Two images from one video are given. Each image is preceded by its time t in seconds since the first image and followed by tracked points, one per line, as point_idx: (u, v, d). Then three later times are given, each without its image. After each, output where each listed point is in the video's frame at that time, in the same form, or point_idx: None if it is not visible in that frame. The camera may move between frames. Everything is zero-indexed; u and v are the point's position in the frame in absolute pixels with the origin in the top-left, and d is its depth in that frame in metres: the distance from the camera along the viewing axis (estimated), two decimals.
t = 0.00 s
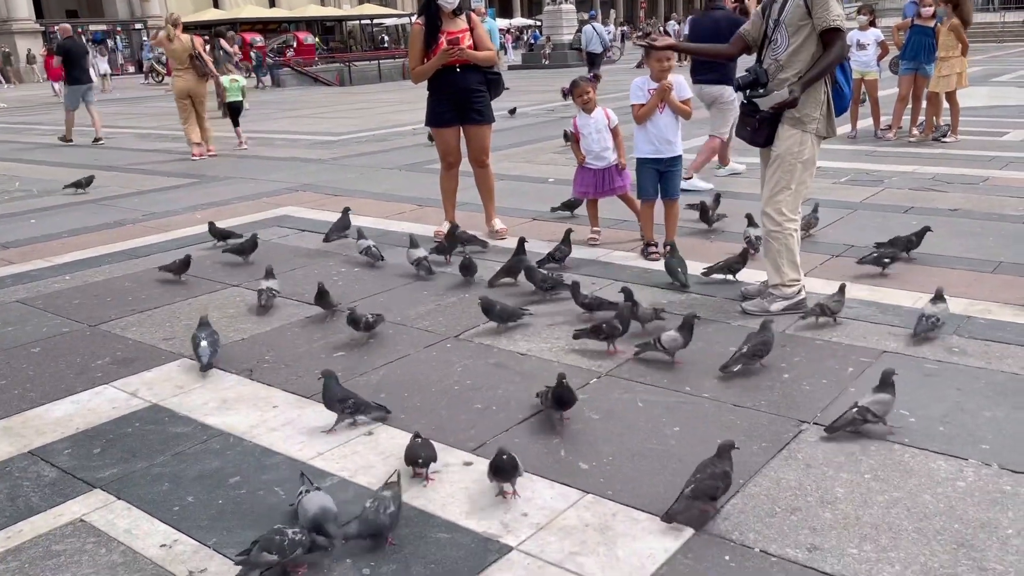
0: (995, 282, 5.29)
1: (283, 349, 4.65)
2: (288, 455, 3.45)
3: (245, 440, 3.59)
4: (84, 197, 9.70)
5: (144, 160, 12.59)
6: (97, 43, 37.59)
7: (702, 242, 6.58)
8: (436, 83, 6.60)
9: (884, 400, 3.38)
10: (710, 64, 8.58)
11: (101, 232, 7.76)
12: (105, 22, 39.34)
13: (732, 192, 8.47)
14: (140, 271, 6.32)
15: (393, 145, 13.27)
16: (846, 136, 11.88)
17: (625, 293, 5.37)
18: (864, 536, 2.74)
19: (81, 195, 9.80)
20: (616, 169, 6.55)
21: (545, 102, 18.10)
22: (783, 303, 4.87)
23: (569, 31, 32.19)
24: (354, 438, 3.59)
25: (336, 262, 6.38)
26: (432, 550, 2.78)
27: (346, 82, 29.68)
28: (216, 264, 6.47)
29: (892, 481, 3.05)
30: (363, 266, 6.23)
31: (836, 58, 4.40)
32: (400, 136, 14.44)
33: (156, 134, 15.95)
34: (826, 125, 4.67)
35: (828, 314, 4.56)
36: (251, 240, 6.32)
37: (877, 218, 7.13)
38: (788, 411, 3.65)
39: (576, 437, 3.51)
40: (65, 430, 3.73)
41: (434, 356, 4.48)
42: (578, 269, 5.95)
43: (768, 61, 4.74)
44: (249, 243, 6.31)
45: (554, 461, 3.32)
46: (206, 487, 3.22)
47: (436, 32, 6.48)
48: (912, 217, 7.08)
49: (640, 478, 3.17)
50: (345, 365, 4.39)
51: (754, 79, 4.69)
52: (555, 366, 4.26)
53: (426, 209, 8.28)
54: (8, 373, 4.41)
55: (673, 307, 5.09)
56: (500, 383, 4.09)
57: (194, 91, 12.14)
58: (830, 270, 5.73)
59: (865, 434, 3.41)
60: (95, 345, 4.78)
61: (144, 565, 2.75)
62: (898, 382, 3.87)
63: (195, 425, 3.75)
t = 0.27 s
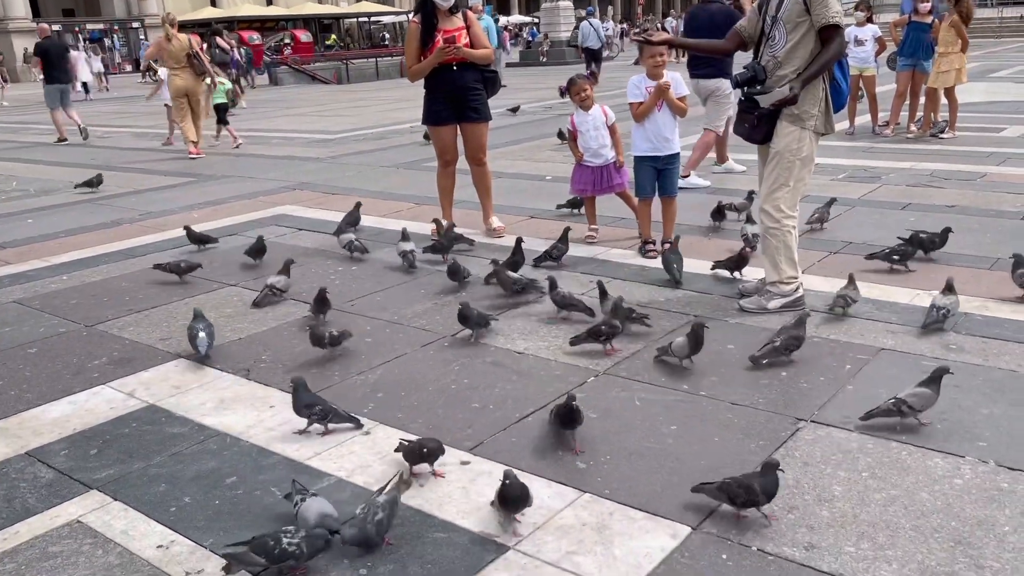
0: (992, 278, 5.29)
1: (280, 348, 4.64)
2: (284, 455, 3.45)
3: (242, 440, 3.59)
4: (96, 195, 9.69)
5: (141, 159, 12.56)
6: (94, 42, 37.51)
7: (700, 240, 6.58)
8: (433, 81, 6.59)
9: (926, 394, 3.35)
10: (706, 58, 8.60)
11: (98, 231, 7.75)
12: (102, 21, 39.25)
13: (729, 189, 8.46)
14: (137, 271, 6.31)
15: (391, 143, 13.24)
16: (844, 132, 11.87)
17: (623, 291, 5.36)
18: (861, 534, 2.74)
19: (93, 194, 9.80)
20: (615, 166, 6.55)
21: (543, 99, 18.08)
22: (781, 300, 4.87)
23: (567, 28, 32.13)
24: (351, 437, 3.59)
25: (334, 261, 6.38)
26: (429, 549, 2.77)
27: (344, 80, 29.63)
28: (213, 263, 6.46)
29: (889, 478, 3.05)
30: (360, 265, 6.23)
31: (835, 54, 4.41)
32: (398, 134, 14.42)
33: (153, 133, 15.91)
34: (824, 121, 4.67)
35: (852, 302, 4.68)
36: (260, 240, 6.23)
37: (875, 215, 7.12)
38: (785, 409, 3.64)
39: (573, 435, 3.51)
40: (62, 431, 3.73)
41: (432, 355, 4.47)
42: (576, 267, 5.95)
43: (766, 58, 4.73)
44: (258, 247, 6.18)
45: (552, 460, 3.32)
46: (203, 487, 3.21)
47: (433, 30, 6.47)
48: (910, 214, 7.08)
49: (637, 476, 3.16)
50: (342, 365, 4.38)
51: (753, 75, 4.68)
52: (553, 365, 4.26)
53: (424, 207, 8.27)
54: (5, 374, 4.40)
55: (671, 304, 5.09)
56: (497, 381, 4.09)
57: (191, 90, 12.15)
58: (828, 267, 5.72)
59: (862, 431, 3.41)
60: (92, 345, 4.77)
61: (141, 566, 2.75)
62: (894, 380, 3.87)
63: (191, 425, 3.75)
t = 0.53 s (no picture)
0: (988, 272, 5.30)
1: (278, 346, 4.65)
2: (283, 453, 3.45)
3: (241, 438, 3.59)
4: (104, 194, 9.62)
5: (138, 157, 12.54)
6: (89, 40, 37.39)
7: (696, 236, 6.58)
8: (430, 78, 6.59)
9: (969, 394, 3.27)
10: (703, 53, 8.61)
11: (95, 230, 7.74)
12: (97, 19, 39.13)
13: (726, 185, 8.47)
14: (134, 270, 6.31)
15: (387, 140, 13.24)
16: (840, 127, 11.88)
17: (620, 288, 5.37)
18: (858, 528, 2.75)
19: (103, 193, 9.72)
20: (611, 162, 6.55)
21: (539, 95, 18.07)
22: (778, 295, 4.88)
23: (563, 24, 32.10)
24: (350, 435, 3.60)
25: (332, 259, 6.38)
26: (428, 546, 2.78)
27: (340, 77, 29.59)
28: (210, 262, 6.45)
29: (886, 472, 3.06)
30: (358, 262, 6.23)
31: (832, 50, 4.43)
32: (394, 131, 14.40)
33: (149, 131, 15.88)
34: (820, 117, 4.69)
35: (861, 287, 4.79)
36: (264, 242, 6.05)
37: (871, 209, 7.13)
38: (782, 404, 3.66)
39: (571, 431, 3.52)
40: (60, 430, 3.73)
41: (430, 352, 4.48)
42: (573, 264, 5.96)
43: (762, 54, 4.72)
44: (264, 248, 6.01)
45: (550, 457, 3.33)
46: (202, 486, 3.22)
47: (429, 27, 6.46)
48: (906, 208, 7.09)
49: (636, 472, 3.17)
50: (340, 362, 4.39)
51: (751, 70, 4.63)
52: (550, 361, 4.27)
53: (421, 204, 8.27)
54: (3, 374, 4.40)
55: (668, 300, 5.10)
56: (496, 378, 4.10)
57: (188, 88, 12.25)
58: (825, 262, 5.73)
59: (859, 425, 3.42)
60: (90, 344, 4.77)
61: (141, 565, 2.75)
62: (891, 374, 3.89)
63: (190, 424, 3.75)
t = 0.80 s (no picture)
0: (988, 265, 5.33)
1: (281, 344, 4.65)
2: (289, 450, 3.46)
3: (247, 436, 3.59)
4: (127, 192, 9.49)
5: (133, 156, 12.50)
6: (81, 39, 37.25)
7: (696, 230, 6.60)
8: (428, 75, 6.58)
9: None
10: (700, 47, 8.62)
11: (93, 229, 7.72)
12: (89, 18, 38.97)
13: (723, 180, 8.49)
14: (134, 269, 6.30)
15: (384, 137, 13.23)
16: (837, 121, 11.91)
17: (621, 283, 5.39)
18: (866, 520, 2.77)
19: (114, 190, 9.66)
20: (611, 157, 6.56)
21: (535, 91, 18.07)
22: (779, 289, 4.89)
23: (557, 20, 32.08)
24: (356, 431, 3.60)
25: (332, 256, 6.38)
26: (438, 542, 2.79)
27: (334, 74, 29.53)
28: (210, 260, 6.44)
29: (891, 464, 3.08)
30: (358, 260, 6.23)
31: (831, 44, 4.44)
32: (390, 127, 14.39)
33: (144, 130, 15.83)
34: (821, 110, 4.70)
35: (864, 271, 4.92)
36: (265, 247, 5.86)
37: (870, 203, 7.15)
38: (787, 398, 3.67)
39: (577, 427, 3.53)
40: (65, 430, 3.73)
41: (433, 348, 4.49)
42: (574, 259, 5.96)
43: (762, 49, 4.75)
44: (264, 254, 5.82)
45: (556, 452, 3.34)
46: (210, 483, 3.22)
47: (427, 23, 6.45)
48: (905, 201, 7.11)
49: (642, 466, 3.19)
50: (343, 359, 4.39)
51: (750, 65, 4.68)
52: (554, 356, 4.28)
53: (420, 201, 8.27)
54: (6, 374, 4.39)
55: (669, 295, 5.11)
56: (500, 373, 4.11)
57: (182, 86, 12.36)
58: (825, 255, 5.75)
59: (863, 418, 3.44)
60: (93, 343, 4.77)
61: (151, 563, 2.76)
62: (894, 366, 3.90)
63: (195, 422, 3.75)
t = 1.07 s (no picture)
0: (988, 255, 5.36)
1: (285, 340, 4.65)
2: (300, 446, 3.46)
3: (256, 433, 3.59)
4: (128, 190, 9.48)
5: (127, 154, 12.45)
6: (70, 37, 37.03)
7: (695, 224, 6.62)
8: (427, 71, 6.57)
9: None
10: (697, 41, 8.63)
11: (90, 228, 7.70)
12: (78, 16, 38.74)
13: (721, 173, 8.51)
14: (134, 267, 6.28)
15: (379, 133, 13.20)
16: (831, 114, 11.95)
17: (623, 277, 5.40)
18: (876, 508, 2.79)
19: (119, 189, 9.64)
20: (610, 152, 6.56)
21: (529, 86, 18.06)
22: (782, 282, 4.92)
23: (549, 15, 32.06)
24: (365, 426, 3.61)
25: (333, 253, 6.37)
26: (452, 535, 2.81)
27: (326, 70, 29.44)
28: (210, 258, 6.43)
29: (900, 453, 3.11)
30: (359, 256, 6.23)
31: (832, 37, 4.48)
32: (385, 124, 14.37)
33: (136, 128, 15.76)
34: (823, 103, 4.72)
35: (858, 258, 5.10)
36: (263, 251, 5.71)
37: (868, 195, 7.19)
38: (793, 389, 3.70)
39: (586, 420, 3.54)
40: (73, 428, 3.72)
41: (439, 343, 4.49)
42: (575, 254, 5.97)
43: (763, 42, 4.75)
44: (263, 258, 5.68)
45: (566, 445, 3.35)
46: (221, 480, 3.23)
47: (425, 19, 6.45)
48: (902, 194, 7.15)
49: (653, 458, 3.20)
50: (349, 355, 4.40)
51: (751, 59, 4.68)
52: (559, 351, 4.29)
53: (418, 197, 8.27)
54: (10, 373, 4.38)
55: (672, 288, 5.13)
56: (506, 368, 4.13)
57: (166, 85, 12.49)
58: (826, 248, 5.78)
59: (870, 408, 3.47)
60: (96, 342, 4.76)
61: (166, 559, 2.76)
62: (899, 357, 3.93)
63: (204, 419, 3.75)
